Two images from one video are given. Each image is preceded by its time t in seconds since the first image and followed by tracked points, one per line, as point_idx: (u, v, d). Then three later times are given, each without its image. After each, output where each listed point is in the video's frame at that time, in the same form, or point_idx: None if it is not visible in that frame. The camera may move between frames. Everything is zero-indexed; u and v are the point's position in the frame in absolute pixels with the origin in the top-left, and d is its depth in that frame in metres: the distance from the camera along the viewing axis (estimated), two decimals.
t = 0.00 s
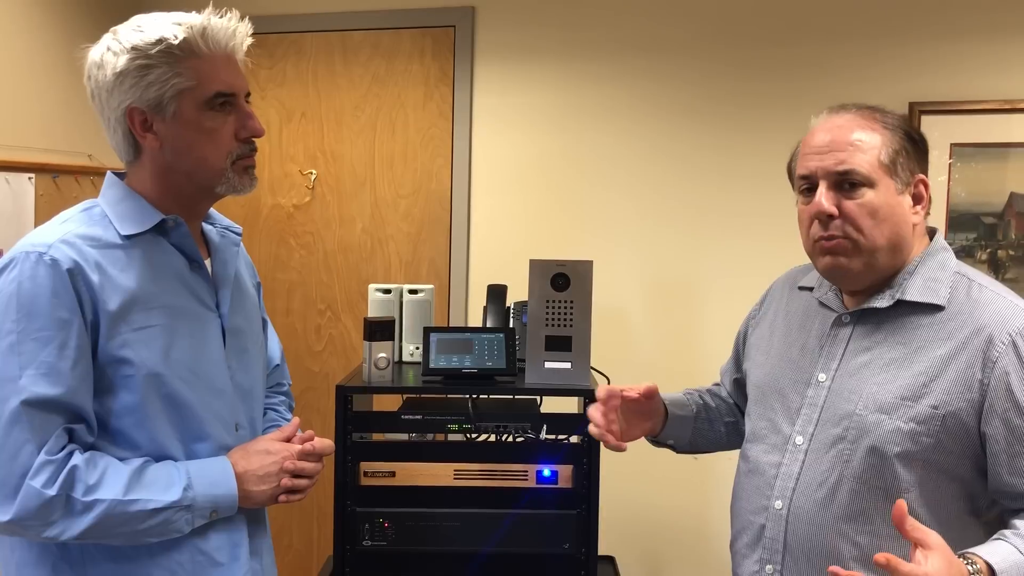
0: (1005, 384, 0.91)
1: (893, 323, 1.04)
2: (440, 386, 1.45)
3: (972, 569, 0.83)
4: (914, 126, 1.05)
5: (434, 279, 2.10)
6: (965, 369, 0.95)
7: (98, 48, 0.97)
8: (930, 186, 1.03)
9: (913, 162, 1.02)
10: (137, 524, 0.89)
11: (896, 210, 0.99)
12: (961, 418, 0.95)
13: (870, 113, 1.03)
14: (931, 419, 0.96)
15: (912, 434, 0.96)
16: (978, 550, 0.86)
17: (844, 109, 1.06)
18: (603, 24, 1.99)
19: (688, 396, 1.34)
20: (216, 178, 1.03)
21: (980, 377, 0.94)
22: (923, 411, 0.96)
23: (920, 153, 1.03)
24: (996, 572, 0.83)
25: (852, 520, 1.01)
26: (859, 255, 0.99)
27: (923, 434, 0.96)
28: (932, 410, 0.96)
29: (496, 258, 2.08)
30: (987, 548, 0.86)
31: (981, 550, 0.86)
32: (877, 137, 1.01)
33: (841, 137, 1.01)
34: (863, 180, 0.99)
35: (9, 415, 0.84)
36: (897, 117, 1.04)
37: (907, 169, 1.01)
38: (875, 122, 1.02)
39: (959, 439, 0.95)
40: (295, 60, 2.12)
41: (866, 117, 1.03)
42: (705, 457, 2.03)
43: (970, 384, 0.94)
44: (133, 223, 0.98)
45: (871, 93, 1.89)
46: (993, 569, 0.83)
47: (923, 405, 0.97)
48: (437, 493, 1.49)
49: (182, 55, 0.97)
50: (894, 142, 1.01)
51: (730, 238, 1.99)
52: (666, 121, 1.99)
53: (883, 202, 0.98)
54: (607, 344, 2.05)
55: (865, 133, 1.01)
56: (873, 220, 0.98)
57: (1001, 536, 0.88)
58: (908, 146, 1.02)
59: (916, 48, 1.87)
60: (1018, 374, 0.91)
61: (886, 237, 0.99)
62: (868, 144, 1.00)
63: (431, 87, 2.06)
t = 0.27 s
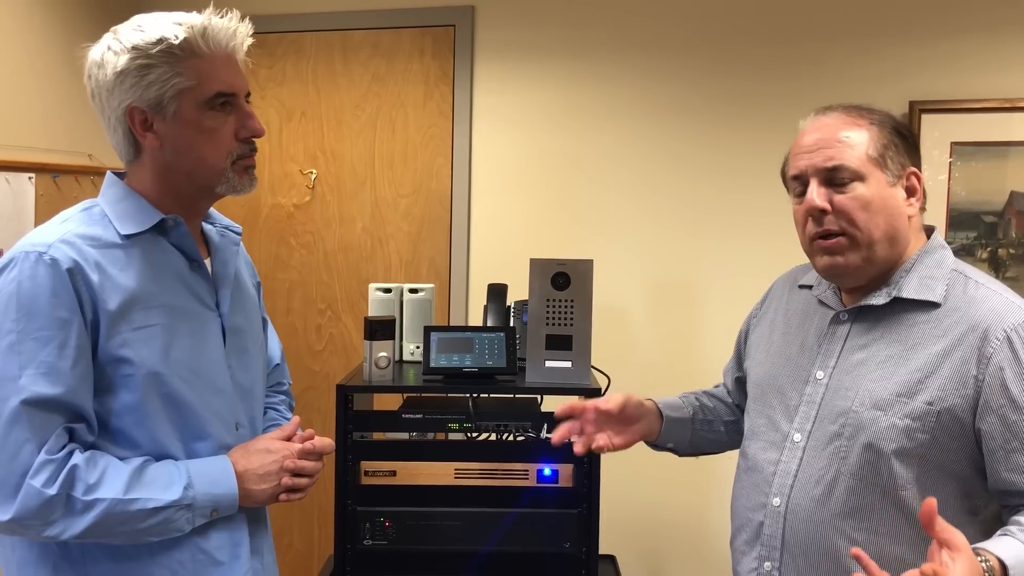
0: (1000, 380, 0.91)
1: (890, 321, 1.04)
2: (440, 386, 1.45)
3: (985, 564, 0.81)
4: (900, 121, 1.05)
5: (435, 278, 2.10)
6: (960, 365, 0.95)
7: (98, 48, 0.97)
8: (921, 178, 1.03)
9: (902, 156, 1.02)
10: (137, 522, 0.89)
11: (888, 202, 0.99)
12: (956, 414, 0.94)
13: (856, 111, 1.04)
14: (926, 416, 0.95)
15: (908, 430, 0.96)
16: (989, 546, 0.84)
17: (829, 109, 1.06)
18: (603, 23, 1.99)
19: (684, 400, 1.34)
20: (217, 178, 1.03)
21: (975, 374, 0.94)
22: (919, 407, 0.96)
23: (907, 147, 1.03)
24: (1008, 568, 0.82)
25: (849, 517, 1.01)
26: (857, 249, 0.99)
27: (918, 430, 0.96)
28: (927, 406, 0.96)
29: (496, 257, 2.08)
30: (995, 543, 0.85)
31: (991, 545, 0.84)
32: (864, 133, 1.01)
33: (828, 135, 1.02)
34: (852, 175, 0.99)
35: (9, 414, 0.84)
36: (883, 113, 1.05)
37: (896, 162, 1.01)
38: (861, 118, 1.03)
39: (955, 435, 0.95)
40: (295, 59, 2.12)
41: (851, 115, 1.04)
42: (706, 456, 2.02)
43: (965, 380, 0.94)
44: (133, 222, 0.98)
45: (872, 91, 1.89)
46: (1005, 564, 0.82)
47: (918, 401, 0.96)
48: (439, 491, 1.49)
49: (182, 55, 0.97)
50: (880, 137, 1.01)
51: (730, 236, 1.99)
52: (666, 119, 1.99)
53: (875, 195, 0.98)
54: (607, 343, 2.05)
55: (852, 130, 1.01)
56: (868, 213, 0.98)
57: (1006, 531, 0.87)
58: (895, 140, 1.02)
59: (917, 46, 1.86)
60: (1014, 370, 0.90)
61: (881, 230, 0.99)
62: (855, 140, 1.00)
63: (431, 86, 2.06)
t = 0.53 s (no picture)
0: (991, 373, 0.90)
1: (883, 318, 1.04)
2: (441, 385, 1.44)
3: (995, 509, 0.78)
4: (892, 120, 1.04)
5: (435, 277, 2.10)
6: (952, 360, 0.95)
7: (98, 47, 0.97)
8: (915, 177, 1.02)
9: (895, 155, 1.01)
10: (138, 521, 0.89)
11: (882, 203, 0.99)
12: (949, 408, 0.94)
13: (846, 113, 1.03)
14: (919, 410, 0.95)
15: (901, 426, 0.96)
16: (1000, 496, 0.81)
17: (819, 111, 1.06)
18: (604, 22, 1.99)
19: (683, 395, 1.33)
20: (216, 177, 1.02)
21: (967, 367, 0.93)
22: (912, 402, 0.96)
23: (900, 146, 1.02)
24: (1014, 515, 0.79)
25: (846, 513, 1.00)
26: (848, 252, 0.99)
27: (912, 425, 0.96)
28: (920, 401, 0.95)
29: (496, 257, 2.08)
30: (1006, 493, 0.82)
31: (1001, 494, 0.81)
32: (855, 134, 1.01)
33: (816, 138, 1.02)
34: (844, 178, 0.99)
35: (9, 413, 0.84)
36: (874, 113, 1.04)
37: (889, 163, 1.00)
38: (852, 120, 1.02)
39: (948, 428, 0.95)
40: (295, 59, 2.12)
41: (843, 116, 1.03)
42: (706, 456, 2.02)
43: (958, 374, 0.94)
44: (133, 222, 0.98)
45: (873, 90, 1.89)
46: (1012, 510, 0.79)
47: (911, 396, 0.96)
48: (440, 491, 1.48)
49: (182, 54, 0.97)
50: (871, 138, 1.01)
51: (731, 236, 1.98)
52: (666, 118, 1.99)
53: (868, 197, 0.98)
54: (608, 342, 2.05)
55: (840, 133, 1.01)
56: (858, 216, 0.98)
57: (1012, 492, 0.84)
58: (887, 139, 1.01)
59: (918, 44, 1.86)
60: (1005, 362, 0.90)
61: (874, 232, 0.99)
62: (846, 142, 1.00)
63: (431, 85, 2.06)
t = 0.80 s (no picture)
0: (983, 371, 0.90)
1: (878, 317, 1.03)
2: (441, 385, 1.44)
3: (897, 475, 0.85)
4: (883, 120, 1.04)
5: (434, 277, 2.10)
6: (946, 358, 0.94)
7: (93, 46, 0.97)
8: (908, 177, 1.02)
9: (888, 155, 1.01)
10: (134, 521, 0.89)
11: (878, 205, 0.98)
12: (944, 407, 0.93)
13: (839, 114, 1.02)
14: (914, 410, 0.95)
15: (898, 425, 0.96)
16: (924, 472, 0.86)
17: (811, 112, 1.05)
18: (604, 21, 1.98)
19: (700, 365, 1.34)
20: (212, 176, 1.02)
21: (961, 366, 0.93)
22: (907, 402, 0.95)
23: (893, 146, 1.02)
24: (925, 483, 0.84)
25: (843, 513, 1.00)
26: (847, 255, 0.99)
27: (908, 425, 0.95)
28: (915, 400, 0.95)
29: (495, 256, 2.08)
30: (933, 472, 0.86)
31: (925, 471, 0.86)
32: (849, 135, 1.00)
33: (811, 140, 1.01)
34: (840, 180, 0.98)
35: (4, 414, 0.84)
36: (866, 113, 1.03)
37: (883, 164, 1.00)
38: (845, 120, 1.01)
39: (944, 428, 0.94)
40: (295, 58, 2.12)
41: (836, 117, 1.02)
42: (706, 455, 2.02)
43: (952, 373, 0.93)
44: (128, 221, 0.98)
45: (873, 89, 1.88)
46: (926, 484, 0.84)
47: (906, 395, 0.96)
48: (440, 491, 1.49)
49: (177, 53, 0.97)
50: (865, 139, 1.00)
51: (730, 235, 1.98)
52: (666, 117, 1.98)
53: (864, 200, 0.97)
54: (608, 342, 2.04)
55: (836, 134, 1.00)
56: (858, 218, 0.97)
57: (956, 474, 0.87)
58: (880, 140, 1.01)
59: (919, 42, 1.85)
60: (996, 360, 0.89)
61: (871, 234, 0.98)
62: (841, 143, 0.99)
63: (430, 85, 2.06)
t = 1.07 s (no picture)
0: (981, 376, 0.90)
1: (873, 319, 1.03)
2: (440, 384, 1.44)
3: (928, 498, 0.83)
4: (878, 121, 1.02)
5: (433, 277, 2.10)
6: (942, 362, 0.94)
7: (87, 45, 0.97)
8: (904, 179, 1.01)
9: (882, 158, 0.99)
10: (129, 520, 0.89)
11: (872, 209, 0.97)
12: (940, 411, 0.93)
13: (831, 117, 1.02)
14: (910, 413, 0.95)
15: (893, 427, 0.96)
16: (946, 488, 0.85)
17: (804, 116, 1.04)
18: (603, 20, 1.98)
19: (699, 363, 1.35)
20: (206, 175, 1.02)
21: (958, 370, 0.93)
22: (903, 405, 0.95)
23: (887, 147, 1.01)
24: (954, 502, 0.83)
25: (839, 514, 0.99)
26: (839, 262, 0.98)
27: (903, 427, 0.95)
28: (911, 403, 0.95)
29: (494, 255, 2.08)
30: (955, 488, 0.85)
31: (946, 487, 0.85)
32: (841, 140, 0.99)
33: (801, 147, 1.00)
34: (833, 187, 0.97)
35: None
36: (858, 115, 1.02)
37: (877, 167, 0.98)
38: (836, 124, 1.00)
39: (939, 431, 0.94)
40: (295, 57, 2.12)
41: (829, 121, 1.01)
42: (706, 454, 2.02)
43: (948, 377, 0.93)
44: (123, 220, 0.98)
45: (874, 87, 1.87)
46: (953, 502, 0.83)
47: (902, 398, 0.96)
48: (438, 489, 1.49)
49: (170, 51, 0.97)
50: (858, 143, 0.99)
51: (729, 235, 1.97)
52: (665, 116, 1.98)
53: (857, 205, 0.96)
54: (607, 341, 2.04)
55: (826, 139, 0.99)
56: (848, 225, 0.97)
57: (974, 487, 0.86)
58: (874, 142, 1.00)
59: (920, 40, 1.84)
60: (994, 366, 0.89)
61: (864, 239, 0.98)
62: (832, 148, 0.98)
63: (430, 84, 2.05)
